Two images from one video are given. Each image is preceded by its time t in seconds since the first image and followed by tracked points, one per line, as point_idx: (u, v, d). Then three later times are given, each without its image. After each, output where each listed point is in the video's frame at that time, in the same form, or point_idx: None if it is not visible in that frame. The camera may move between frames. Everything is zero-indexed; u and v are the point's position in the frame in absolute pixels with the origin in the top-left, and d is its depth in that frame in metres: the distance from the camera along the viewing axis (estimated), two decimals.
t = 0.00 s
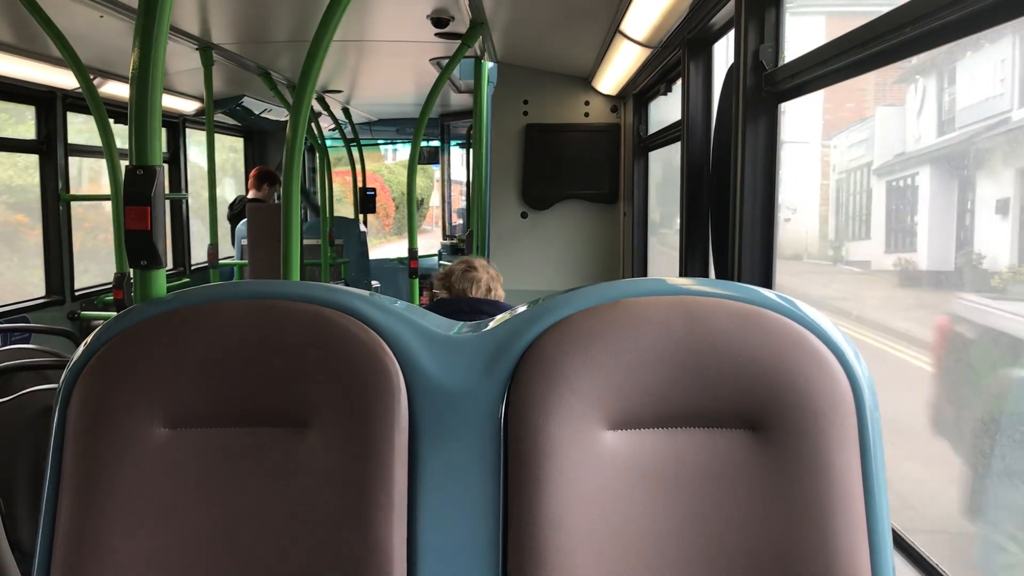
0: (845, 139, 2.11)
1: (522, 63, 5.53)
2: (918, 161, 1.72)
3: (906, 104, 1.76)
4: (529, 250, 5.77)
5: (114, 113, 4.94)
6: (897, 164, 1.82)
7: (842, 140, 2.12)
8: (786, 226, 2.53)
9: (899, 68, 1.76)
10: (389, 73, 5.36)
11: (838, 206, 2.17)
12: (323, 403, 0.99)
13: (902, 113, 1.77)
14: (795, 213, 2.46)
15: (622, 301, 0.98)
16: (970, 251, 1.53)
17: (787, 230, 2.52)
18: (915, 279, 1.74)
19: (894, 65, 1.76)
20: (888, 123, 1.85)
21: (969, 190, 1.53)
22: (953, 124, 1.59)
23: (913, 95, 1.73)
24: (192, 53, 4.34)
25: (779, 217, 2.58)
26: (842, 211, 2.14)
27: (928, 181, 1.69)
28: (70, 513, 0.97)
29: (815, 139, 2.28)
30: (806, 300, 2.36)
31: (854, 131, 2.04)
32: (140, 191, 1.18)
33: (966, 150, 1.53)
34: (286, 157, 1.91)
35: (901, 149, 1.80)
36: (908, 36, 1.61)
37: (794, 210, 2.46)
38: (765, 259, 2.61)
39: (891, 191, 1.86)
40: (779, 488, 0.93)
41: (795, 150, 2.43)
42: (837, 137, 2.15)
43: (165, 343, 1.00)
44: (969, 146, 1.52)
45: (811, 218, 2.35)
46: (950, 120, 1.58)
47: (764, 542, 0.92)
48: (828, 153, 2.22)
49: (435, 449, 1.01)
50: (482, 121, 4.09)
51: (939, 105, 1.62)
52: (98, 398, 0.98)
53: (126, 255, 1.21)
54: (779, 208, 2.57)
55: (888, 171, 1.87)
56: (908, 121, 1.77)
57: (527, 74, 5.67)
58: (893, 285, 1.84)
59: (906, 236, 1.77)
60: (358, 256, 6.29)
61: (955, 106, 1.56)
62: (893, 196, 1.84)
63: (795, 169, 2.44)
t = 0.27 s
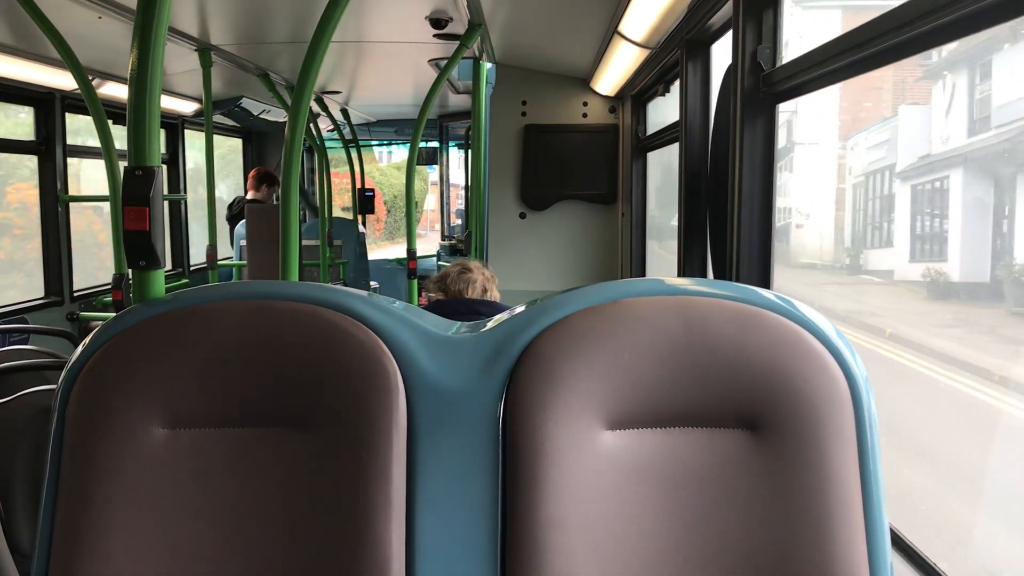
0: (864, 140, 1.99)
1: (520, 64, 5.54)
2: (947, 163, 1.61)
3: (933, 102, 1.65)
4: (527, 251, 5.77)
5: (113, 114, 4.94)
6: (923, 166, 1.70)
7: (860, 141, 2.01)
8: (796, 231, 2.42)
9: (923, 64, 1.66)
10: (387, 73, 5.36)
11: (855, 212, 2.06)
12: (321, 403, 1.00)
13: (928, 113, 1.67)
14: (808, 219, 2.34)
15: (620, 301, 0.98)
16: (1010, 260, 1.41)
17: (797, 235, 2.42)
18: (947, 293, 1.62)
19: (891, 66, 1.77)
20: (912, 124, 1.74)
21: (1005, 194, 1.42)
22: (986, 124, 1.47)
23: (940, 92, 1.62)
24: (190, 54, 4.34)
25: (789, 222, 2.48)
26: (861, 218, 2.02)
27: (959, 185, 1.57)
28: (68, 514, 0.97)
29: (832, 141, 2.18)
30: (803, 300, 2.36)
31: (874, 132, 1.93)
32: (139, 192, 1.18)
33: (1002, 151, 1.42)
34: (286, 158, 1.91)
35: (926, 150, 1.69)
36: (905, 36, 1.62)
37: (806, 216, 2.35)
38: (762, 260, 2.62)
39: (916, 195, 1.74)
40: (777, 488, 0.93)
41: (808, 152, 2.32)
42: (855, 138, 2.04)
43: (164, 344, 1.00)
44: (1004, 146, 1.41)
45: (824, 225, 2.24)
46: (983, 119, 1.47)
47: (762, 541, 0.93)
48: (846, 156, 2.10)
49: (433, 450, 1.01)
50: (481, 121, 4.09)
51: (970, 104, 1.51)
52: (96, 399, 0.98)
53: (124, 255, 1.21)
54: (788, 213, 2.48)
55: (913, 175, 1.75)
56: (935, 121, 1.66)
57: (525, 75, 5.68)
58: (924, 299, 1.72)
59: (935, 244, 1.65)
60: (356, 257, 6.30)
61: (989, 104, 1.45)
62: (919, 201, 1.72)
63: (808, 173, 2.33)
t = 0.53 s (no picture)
0: (881, 141, 1.90)
1: (518, 66, 5.53)
2: (975, 166, 1.50)
3: (958, 101, 1.55)
4: (526, 253, 5.76)
5: (110, 116, 4.93)
6: (947, 169, 1.60)
7: (877, 142, 1.91)
8: (808, 237, 2.32)
9: (947, 61, 1.57)
10: (385, 75, 5.36)
11: (873, 216, 1.95)
12: (317, 404, 0.99)
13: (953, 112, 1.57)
14: (820, 224, 2.24)
15: (618, 301, 0.97)
16: None
17: (810, 241, 2.31)
18: (979, 304, 1.51)
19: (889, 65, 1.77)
20: (935, 124, 1.64)
21: None
22: (1020, 123, 1.37)
23: (967, 90, 1.52)
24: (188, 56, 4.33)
25: (801, 228, 2.37)
26: (879, 223, 1.91)
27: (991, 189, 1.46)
28: (61, 516, 0.96)
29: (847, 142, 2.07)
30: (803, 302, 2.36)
31: (892, 132, 1.84)
32: (133, 192, 1.17)
33: None
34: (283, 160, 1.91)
35: (949, 153, 1.59)
36: (904, 35, 1.62)
37: (818, 221, 2.24)
38: (761, 262, 2.61)
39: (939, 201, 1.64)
40: (777, 489, 0.92)
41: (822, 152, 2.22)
42: (872, 139, 1.94)
43: (158, 345, 0.99)
44: None
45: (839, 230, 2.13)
46: (1017, 119, 1.37)
47: (762, 543, 0.92)
48: (862, 158, 2.01)
49: (431, 452, 1.00)
50: (478, 123, 4.09)
51: (1002, 102, 1.41)
52: (90, 401, 0.97)
53: (119, 256, 1.20)
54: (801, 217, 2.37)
55: (936, 178, 1.65)
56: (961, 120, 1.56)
57: (523, 76, 5.67)
58: (951, 311, 1.60)
59: (962, 253, 1.55)
60: (354, 259, 6.28)
61: None
62: (942, 208, 1.63)
63: (820, 176, 2.23)
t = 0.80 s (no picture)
0: (903, 145, 1.81)
1: (516, 74, 5.57)
2: (1013, 171, 1.41)
3: (992, 100, 1.46)
4: (523, 261, 5.78)
5: (109, 122, 4.95)
6: (980, 176, 1.51)
7: (899, 146, 1.83)
8: (822, 248, 2.24)
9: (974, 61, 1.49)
10: (384, 83, 5.38)
11: (893, 226, 1.88)
12: (318, 413, 1.00)
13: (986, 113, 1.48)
14: (835, 235, 2.16)
15: (615, 313, 0.99)
16: None
17: (824, 252, 2.23)
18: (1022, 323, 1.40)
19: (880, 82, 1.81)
20: (966, 127, 1.55)
21: None
22: None
23: (1001, 90, 1.43)
24: (188, 62, 4.35)
25: (814, 240, 2.30)
26: (900, 233, 1.84)
27: None
28: (63, 523, 0.97)
29: (863, 148, 2.00)
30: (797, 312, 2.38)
31: (916, 135, 1.75)
32: (136, 203, 1.19)
33: None
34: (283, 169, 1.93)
35: (983, 158, 1.50)
36: (898, 52, 1.65)
37: (834, 232, 2.17)
38: (756, 273, 2.64)
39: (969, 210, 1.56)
40: (770, 499, 0.94)
41: (838, 159, 2.14)
42: (892, 143, 1.86)
43: (162, 354, 1.00)
44: None
45: (854, 241, 2.06)
46: None
47: (755, 552, 0.93)
48: (881, 163, 1.93)
49: (430, 460, 1.01)
50: (477, 131, 4.11)
51: None
52: (93, 409, 0.98)
53: (122, 266, 1.22)
54: (813, 227, 2.30)
55: (968, 186, 1.56)
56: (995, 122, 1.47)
57: (521, 85, 5.70)
58: (991, 331, 1.49)
59: (1000, 267, 1.45)
60: (352, 265, 6.30)
61: None
62: (974, 216, 1.54)
63: (833, 186, 2.16)
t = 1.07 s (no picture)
0: (929, 142, 1.70)
1: (517, 73, 5.56)
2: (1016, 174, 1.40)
3: None
4: (524, 260, 5.77)
5: (110, 120, 4.94)
6: (1019, 174, 1.39)
7: (924, 143, 1.72)
8: (841, 251, 2.13)
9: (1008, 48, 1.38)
10: (385, 81, 5.37)
11: (917, 228, 1.76)
12: (319, 412, 0.99)
13: None
14: (855, 238, 2.04)
15: (619, 311, 0.98)
16: None
17: (843, 255, 2.11)
18: None
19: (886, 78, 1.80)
20: (1004, 121, 1.42)
21: None
22: None
23: None
24: (189, 60, 4.34)
25: (833, 243, 2.18)
26: (926, 236, 1.72)
27: None
28: (62, 522, 0.96)
29: (885, 145, 1.89)
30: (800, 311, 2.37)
31: (944, 131, 1.64)
32: (137, 199, 1.18)
33: None
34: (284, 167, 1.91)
35: (1019, 156, 1.38)
36: (904, 49, 1.64)
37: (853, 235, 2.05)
38: (760, 273, 2.63)
39: (1001, 214, 1.45)
40: (777, 499, 0.93)
41: (858, 157, 2.02)
42: (916, 139, 1.75)
43: (161, 352, 0.99)
44: None
45: (876, 245, 1.94)
46: None
47: (762, 552, 0.92)
48: (902, 161, 1.82)
49: (432, 460, 1.00)
50: (478, 130, 4.10)
51: None
52: (92, 407, 0.97)
53: (122, 262, 1.21)
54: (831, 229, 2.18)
55: (1003, 185, 1.44)
56: None
57: (522, 84, 5.69)
58: None
59: None
60: (352, 264, 6.29)
61: None
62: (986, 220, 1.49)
63: (847, 184, 2.08)
